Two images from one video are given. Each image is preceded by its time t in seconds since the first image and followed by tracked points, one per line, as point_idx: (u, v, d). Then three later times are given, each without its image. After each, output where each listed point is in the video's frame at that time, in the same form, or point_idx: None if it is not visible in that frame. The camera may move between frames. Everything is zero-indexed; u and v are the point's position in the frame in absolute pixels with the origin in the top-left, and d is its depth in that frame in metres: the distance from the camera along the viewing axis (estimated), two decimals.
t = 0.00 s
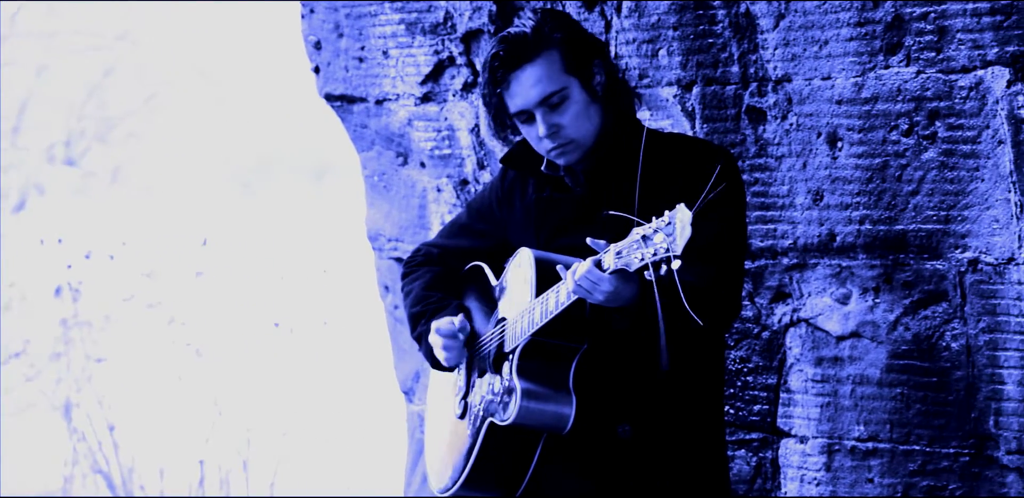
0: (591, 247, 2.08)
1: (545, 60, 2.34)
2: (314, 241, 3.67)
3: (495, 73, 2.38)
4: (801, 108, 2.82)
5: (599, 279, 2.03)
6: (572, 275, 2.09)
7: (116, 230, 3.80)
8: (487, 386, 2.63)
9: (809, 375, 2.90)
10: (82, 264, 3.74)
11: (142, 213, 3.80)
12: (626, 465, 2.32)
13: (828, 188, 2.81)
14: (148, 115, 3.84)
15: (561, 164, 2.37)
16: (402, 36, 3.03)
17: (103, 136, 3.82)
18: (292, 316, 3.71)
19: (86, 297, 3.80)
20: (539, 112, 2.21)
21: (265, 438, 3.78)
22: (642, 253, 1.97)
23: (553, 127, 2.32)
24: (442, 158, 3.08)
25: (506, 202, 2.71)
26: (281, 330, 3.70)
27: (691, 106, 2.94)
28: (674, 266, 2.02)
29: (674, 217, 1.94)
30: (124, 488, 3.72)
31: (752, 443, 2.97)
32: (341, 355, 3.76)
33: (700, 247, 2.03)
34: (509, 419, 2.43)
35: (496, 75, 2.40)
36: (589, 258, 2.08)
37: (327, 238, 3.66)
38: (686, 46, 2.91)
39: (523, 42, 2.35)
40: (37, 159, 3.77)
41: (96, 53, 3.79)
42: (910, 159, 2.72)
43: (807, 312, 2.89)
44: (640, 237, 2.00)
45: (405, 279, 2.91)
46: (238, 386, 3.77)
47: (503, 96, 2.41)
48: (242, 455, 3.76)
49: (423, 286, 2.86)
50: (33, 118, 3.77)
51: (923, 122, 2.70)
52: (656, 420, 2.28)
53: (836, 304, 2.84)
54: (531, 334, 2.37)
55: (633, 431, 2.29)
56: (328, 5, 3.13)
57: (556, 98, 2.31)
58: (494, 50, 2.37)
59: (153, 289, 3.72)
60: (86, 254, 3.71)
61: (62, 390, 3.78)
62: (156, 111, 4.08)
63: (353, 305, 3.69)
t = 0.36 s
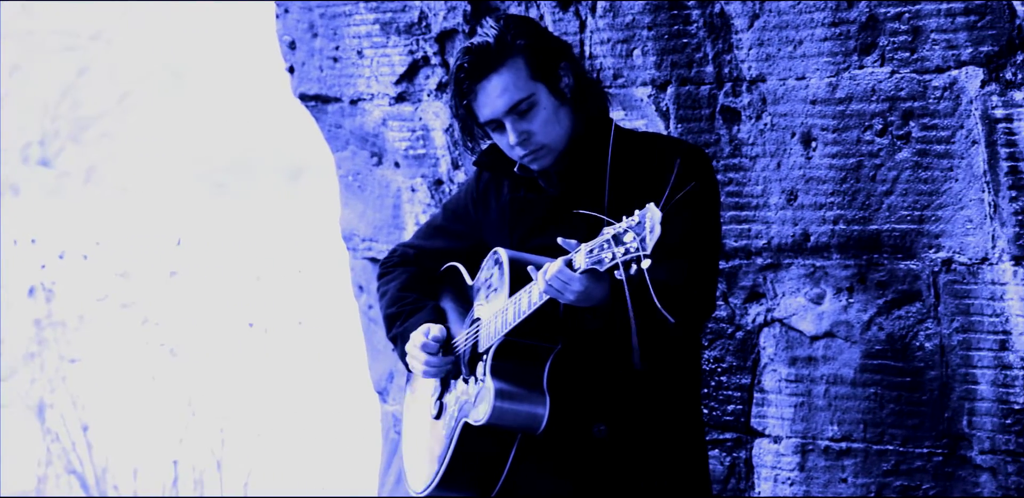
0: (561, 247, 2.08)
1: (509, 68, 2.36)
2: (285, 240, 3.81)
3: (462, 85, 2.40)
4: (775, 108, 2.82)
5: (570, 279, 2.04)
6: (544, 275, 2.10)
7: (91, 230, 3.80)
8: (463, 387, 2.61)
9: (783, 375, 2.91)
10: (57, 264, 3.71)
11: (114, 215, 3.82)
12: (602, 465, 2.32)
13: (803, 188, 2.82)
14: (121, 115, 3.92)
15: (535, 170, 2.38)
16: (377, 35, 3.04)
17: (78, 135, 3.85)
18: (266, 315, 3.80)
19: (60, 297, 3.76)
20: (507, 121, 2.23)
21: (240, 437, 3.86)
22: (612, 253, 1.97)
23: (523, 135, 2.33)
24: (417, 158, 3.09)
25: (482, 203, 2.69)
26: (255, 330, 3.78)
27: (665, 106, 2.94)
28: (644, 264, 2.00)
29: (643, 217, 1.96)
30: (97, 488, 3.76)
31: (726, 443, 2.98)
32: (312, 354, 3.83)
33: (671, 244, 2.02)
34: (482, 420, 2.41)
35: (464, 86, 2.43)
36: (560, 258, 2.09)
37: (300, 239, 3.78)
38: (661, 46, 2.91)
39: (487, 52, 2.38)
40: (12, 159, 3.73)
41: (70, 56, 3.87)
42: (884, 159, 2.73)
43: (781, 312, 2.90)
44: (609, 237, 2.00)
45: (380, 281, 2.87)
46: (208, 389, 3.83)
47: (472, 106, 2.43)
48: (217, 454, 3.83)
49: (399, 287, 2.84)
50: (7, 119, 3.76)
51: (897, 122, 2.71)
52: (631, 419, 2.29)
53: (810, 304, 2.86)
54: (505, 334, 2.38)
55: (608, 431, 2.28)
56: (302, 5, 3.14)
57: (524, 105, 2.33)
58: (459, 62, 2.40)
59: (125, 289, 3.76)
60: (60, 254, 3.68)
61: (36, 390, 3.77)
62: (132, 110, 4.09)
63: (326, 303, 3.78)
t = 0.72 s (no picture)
0: (538, 247, 2.10)
1: (484, 68, 2.36)
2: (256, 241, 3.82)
3: (436, 85, 2.39)
4: (748, 108, 2.83)
5: (546, 279, 2.04)
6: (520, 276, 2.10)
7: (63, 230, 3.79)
8: (436, 386, 2.60)
9: (755, 375, 2.92)
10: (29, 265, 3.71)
11: (87, 216, 3.82)
12: (577, 464, 2.30)
13: (775, 188, 2.83)
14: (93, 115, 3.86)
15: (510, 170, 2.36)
16: (349, 35, 3.05)
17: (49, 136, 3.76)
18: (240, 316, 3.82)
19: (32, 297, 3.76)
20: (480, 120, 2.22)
21: (213, 437, 3.87)
22: (590, 252, 1.98)
23: (498, 135, 2.32)
24: (389, 157, 3.09)
25: (457, 202, 2.68)
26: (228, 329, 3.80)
27: (637, 106, 2.95)
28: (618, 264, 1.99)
29: (621, 217, 1.96)
30: (70, 488, 3.76)
31: (698, 443, 2.98)
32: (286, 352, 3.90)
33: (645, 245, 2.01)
34: (457, 418, 2.42)
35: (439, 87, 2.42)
36: (537, 258, 2.11)
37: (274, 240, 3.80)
38: (633, 46, 2.92)
39: (462, 53, 2.37)
40: None
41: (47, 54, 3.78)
42: (856, 159, 2.75)
43: (753, 312, 2.90)
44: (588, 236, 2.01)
45: (353, 279, 2.85)
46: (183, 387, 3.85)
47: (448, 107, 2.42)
48: (190, 455, 3.83)
49: (372, 285, 2.81)
50: None
51: (870, 122, 2.73)
52: (606, 419, 2.27)
53: (783, 304, 2.87)
54: (480, 333, 2.37)
55: (583, 430, 2.26)
56: (275, 5, 3.14)
57: (499, 105, 2.32)
58: (434, 63, 2.39)
59: (99, 289, 3.75)
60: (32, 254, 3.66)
61: (9, 391, 3.77)
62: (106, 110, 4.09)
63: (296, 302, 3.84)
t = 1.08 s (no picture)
0: (512, 252, 2.13)
1: (463, 64, 2.34)
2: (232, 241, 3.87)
3: (415, 80, 2.37)
4: (722, 107, 2.84)
5: (525, 284, 2.03)
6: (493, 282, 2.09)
7: (39, 230, 3.77)
8: (412, 385, 2.58)
9: (730, 375, 2.92)
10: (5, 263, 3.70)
11: (64, 216, 3.79)
12: (552, 463, 2.31)
13: (750, 187, 2.83)
14: (69, 114, 3.84)
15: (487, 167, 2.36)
16: (323, 35, 3.04)
17: (24, 135, 3.75)
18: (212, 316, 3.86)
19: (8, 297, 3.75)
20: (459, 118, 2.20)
21: (186, 437, 3.88)
22: (566, 256, 1.98)
23: (476, 132, 2.31)
24: (364, 157, 3.09)
25: (433, 201, 2.65)
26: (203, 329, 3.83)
27: (612, 106, 2.95)
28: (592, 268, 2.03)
29: (596, 219, 1.95)
30: (45, 487, 3.79)
31: (673, 442, 2.98)
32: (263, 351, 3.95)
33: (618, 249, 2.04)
34: (434, 419, 2.39)
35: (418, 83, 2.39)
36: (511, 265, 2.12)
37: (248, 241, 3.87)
38: (608, 45, 2.92)
39: (442, 48, 2.34)
40: None
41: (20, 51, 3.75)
42: (831, 159, 2.75)
43: (728, 312, 2.91)
44: (563, 239, 2.00)
45: (329, 276, 2.83)
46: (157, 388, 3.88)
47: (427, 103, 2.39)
48: (163, 455, 3.85)
49: (347, 283, 2.79)
50: None
51: (844, 121, 2.74)
52: (582, 419, 2.28)
53: (757, 304, 2.87)
54: (456, 334, 2.35)
55: (559, 429, 2.28)
56: (249, 4, 3.14)
57: (478, 102, 2.30)
58: (414, 59, 2.36)
59: (73, 289, 3.74)
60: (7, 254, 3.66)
61: None
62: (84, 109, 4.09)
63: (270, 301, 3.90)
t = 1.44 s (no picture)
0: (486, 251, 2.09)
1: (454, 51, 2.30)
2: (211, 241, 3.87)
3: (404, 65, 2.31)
4: (699, 108, 2.84)
5: (497, 283, 2.02)
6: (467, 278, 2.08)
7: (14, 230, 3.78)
8: (389, 385, 2.57)
9: (706, 375, 2.93)
10: None
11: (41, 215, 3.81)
12: (531, 463, 2.30)
13: (726, 187, 2.83)
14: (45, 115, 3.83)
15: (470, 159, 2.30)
16: (299, 35, 3.04)
17: None
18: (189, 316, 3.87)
19: None
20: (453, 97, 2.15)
21: (162, 438, 3.85)
22: (540, 255, 1.98)
23: (465, 118, 2.26)
24: (340, 157, 3.09)
25: (408, 202, 2.62)
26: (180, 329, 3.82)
27: (588, 106, 2.95)
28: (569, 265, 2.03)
29: (572, 219, 1.96)
30: (20, 487, 3.67)
31: (649, 443, 2.99)
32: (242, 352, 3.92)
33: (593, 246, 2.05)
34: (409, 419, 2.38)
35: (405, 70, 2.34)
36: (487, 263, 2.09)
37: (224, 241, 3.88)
38: (584, 45, 2.92)
39: (433, 34, 2.31)
40: None
41: None
42: (807, 159, 2.76)
43: (703, 312, 2.91)
44: (538, 238, 2.01)
45: (307, 278, 2.81)
46: (135, 387, 3.86)
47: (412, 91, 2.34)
48: (141, 455, 3.81)
49: (325, 284, 2.78)
50: None
51: (820, 122, 2.75)
52: (559, 417, 2.27)
53: (733, 304, 2.87)
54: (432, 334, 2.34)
55: (536, 429, 2.27)
56: (225, 4, 3.14)
57: (469, 88, 2.26)
58: (403, 44, 2.31)
59: (48, 289, 3.72)
60: None
61: None
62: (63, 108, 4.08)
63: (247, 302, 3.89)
